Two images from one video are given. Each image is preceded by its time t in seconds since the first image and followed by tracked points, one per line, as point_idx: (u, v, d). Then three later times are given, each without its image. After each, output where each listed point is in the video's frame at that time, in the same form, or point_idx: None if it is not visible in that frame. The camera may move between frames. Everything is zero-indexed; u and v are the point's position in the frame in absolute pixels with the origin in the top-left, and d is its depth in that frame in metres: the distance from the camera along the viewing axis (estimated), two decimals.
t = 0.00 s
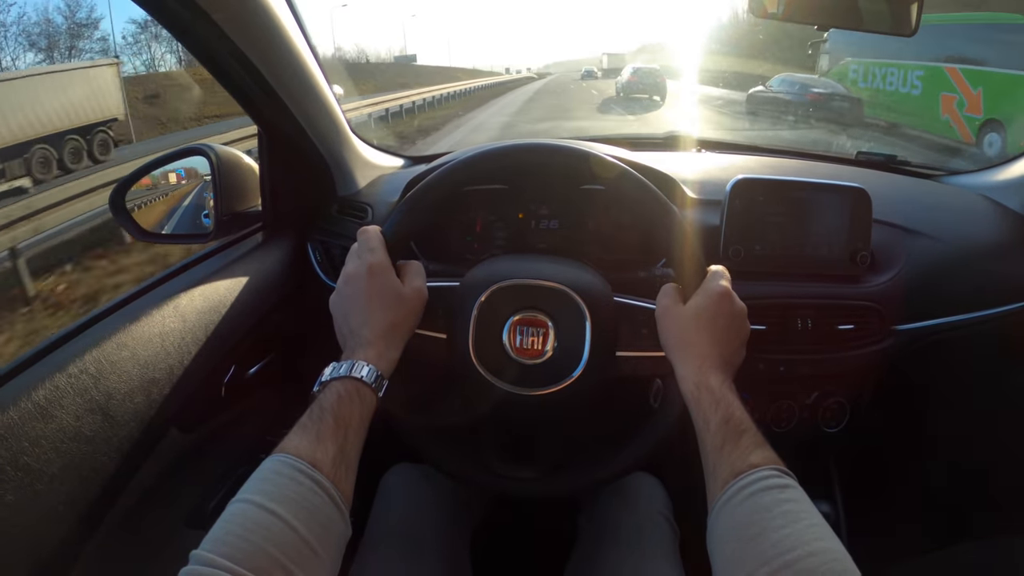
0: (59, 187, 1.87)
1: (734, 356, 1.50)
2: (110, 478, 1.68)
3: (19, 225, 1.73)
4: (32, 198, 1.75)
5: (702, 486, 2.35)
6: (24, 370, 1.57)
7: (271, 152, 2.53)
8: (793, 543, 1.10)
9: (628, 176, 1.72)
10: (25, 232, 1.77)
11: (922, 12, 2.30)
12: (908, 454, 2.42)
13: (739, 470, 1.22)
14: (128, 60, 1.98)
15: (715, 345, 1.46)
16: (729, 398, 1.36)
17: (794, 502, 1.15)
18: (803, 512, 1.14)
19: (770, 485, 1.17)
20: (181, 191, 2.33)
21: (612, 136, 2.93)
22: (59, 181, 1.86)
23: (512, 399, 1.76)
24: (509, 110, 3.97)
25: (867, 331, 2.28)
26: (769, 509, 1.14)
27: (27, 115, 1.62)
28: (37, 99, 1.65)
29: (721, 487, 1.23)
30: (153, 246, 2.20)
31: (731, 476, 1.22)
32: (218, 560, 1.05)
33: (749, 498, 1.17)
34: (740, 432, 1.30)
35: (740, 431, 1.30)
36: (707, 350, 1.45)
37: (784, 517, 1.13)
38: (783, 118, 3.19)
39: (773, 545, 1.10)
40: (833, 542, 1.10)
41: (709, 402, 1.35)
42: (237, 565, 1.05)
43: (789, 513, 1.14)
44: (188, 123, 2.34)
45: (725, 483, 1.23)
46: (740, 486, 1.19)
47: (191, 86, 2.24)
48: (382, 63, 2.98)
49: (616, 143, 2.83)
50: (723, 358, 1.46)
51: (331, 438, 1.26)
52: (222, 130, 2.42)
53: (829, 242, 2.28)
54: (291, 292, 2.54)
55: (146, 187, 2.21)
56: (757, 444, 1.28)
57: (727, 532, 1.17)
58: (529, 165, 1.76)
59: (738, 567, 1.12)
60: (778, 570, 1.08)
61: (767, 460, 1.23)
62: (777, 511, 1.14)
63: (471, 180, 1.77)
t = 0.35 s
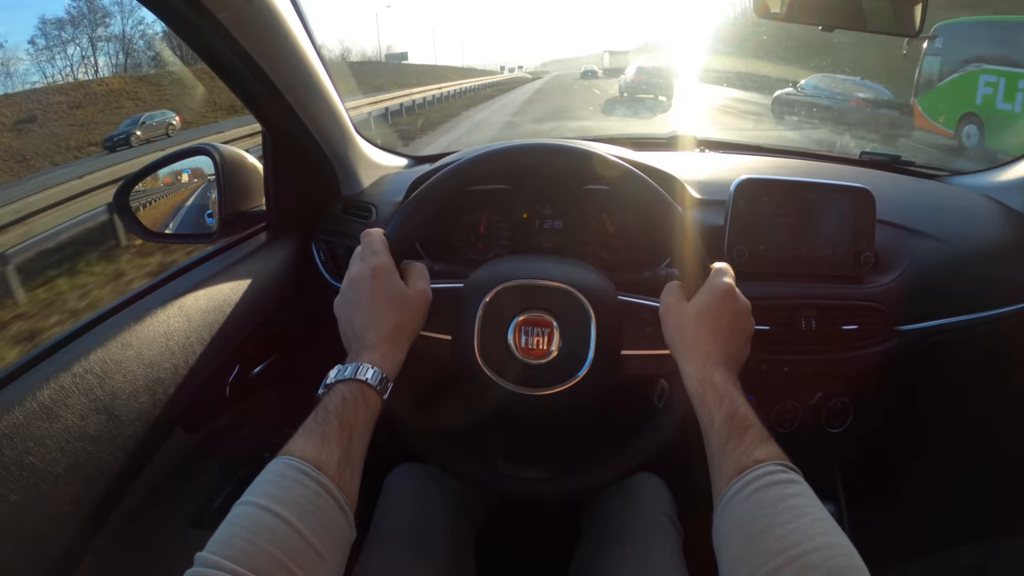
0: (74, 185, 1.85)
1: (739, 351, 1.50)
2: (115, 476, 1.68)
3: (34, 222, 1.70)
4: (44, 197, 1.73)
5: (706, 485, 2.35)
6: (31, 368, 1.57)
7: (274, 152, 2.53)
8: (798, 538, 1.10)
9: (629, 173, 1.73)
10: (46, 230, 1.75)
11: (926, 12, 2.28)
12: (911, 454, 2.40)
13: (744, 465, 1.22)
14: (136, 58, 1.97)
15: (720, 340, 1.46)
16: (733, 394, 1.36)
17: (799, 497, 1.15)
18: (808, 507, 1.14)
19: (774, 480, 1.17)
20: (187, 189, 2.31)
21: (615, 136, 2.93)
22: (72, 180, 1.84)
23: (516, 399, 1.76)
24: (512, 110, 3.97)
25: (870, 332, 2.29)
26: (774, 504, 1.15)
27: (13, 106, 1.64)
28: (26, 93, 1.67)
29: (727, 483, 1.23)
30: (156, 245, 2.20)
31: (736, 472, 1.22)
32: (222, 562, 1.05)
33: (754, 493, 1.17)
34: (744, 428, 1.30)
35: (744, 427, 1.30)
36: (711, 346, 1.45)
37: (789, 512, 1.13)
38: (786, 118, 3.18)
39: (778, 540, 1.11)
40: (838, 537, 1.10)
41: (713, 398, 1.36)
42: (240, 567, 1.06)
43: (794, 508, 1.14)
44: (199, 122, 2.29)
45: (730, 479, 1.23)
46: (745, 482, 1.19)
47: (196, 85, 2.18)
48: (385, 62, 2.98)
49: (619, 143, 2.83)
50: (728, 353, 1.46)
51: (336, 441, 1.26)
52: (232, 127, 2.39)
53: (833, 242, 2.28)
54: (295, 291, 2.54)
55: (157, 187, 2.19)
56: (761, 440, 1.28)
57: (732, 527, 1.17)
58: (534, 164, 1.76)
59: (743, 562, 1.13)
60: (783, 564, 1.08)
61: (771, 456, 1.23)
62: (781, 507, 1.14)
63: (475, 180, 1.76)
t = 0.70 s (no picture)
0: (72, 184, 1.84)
1: (746, 338, 1.48)
2: (115, 474, 1.66)
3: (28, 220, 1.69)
4: (43, 195, 1.72)
5: (710, 483, 2.33)
6: (30, 364, 1.55)
7: (276, 148, 2.52)
8: (808, 527, 1.08)
9: (633, 167, 1.71)
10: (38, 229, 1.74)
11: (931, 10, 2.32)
12: (918, 455, 2.40)
13: (754, 453, 1.21)
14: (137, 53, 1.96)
15: (725, 330, 1.44)
16: (740, 384, 1.35)
17: (809, 486, 1.13)
18: (818, 495, 1.11)
19: (783, 470, 1.15)
20: (185, 187, 2.28)
21: (618, 132, 2.91)
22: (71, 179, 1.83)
23: (520, 395, 1.74)
24: (514, 107, 3.95)
25: (876, 327, 2.27)
26: (783, 494, 1.13)
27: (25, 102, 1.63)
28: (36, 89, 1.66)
29: (736, 472, 1.21)
30: (156, 241, 2.18)
31: (745, 462, 1.21)
32: (223, 569, 1.02)
33: (762, 483, 1.16)
34: (751, 418, 1.28)
35: (751, 416, 1.28)
36: (716, 336, 1.43)
37: (798, 501, 1.11)
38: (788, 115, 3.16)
39: (789, 530, 1.09)
40: (851, 526, 1.08)
41: (719, 388, 1.34)
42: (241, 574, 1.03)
43: (803, 496, 1.12)
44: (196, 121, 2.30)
45: (739, 469, 1.21)
46: (753, 472, 1.17)
47: (199, 82, 2.21)
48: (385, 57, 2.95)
49: (622, 138, 2.81)
50: (735, 343, 1.44)
51: (338, 446, 1.24)
52: (232, 127, 2.41)
53: (839, 238, 2.27)
54: (296, 287, 2.52)
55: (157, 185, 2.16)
56: (770, 428, 1.26)
57: (742, 518, 1.15)
58: (538, 159, 1.74)
59: (755, 553, 1.11)
60: (794, 552, 1.06)
61: (781, 444, 1.21)
62: (790, 496, 1.12)
63: (477, 174, 1.74)
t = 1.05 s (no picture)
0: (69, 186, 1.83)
1: (733, 344, 1.49)
2: (112, 472, 1.66)
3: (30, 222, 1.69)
4: (41, 197, 1.72)
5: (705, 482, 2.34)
6: (27, 362, 1.56)
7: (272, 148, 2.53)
8: (802, 533, 1.08)
9: (628, 167, 1.71)
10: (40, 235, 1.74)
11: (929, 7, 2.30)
12: (915, 454, 2.39)
13: (743, 461, 1.21)
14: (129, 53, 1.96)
15: (713, 335, 1.46)
16: (726, 390, 1.36)
17: (798, 492, 1.14)
18: (809, 503, 1.13)
19: (775, 476, 1.16)
20: (183, 185, 2.29)
21: (615, 131, 2.92)
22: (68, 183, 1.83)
23: (516, 394, 1.75)
24: (512, 106, 3.95)
25: (871, 326, 2.28)
26: (775, 500, 1.13)
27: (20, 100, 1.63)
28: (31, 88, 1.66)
29: (724, 479, 1.22)
30: (154, 240, 2.18)
31: (734, 467, 1.22)
32: (222, 568, 1.03)
33: (754, 489, 1.16)
34: (739, 424, 1.30)
35: (738, 423, 1.30)
36: (704, 341, 1.45)
37: (791, 507, 1.12)
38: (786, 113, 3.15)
39: (781, 536, 1.09)
40: (844, 533, 1.09)
41: (706, 394, 1.36)
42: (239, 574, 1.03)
43: (796, 502, 1.12)
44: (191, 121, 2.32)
45: (728, 475, 1.22)
46: (745, 478, 1.18)
47: (195, 80, 2.21)
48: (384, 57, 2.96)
49: (619, 138, 2.82)
50: (721, 348, 1.46)
51: (336, 444, 1.25)
52: (229, 126, 2.40)
53: (835, 238, 2.27)
54: (293, 287, 2.53)
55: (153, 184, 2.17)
56: (758, 435, 1.27)
57: (733, 524, 1.16)
58: (534, 158, 1.75)
59: (747, 559, 1.11)
60: (787, 560, 1.06)
61: (769, 451, 1.22)
62: (783, 502, 1.13)
63: (473, 173, 1.75)
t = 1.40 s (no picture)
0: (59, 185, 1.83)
1: (727, 342, 1.49)
2: (104, 469, 1.67)
3: (21, 220, 1.70)
4: (32, 195, 1.73)
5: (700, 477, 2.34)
6: (18, 360, 1.56)
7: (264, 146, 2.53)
8: (785, 530, 1.08)
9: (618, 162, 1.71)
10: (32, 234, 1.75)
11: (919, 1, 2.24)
12: (906, 447, 2.40)
13: (730, 458, 1.21)
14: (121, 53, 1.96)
15: (706, 332, 1.46)
16: (716, 387, 1.37)
17: (785, 489, 1.14)
18: (794, 500, 1.12)
19: (761, 473, 1.16)
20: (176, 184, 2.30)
21: (609, 126, 2.91)
22: (59, 182, 1.83)
23: (507, 389, 1.75)
24: (508, 102, 3.95)
25: (865, 321, 2.27)
26: (760, 497, 1.13)
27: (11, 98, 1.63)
28: (24, 87, 1.67)
29: (712, 476, 1.23)
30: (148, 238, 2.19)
31: (722, 465, 1.22)
32: (212, 563, 1.03)
33: (740, 487, 1.16)
34: (728, 421, 1.30)
35: (727, 420, 1.30)
36: (696, 338, 1.45)
37: (776, 504, 1.12)
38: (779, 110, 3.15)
39: (765, 533, 1.09)
40: (827, 530, 1.09)
41: (697, 391, 1.36)
42: (230, 567, 1.03)
43: (780, 500, 1.12)
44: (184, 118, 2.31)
45: (716, 472, 1.22)
46: (730, 476, 1.18)
47: (187, 78, 2.20)
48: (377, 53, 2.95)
49: (613, 134, 2.81)
50: (713, 345, 1.46)
51: (326, 439, 1.25)
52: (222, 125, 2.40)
53: (828, 232, 2.27)
54: (287, 284, 2.53)
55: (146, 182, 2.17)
56: (746, 431, 1.27)
57: (719, 521, 1.16)
58: (524, 153, 1.75)
59: (731, 557, 1.11)
60: (770, 558, 1.07)
61: (757, 448, 1.22)
62: (768, 499, 1.13)
63: (463, 169, 1.75)
